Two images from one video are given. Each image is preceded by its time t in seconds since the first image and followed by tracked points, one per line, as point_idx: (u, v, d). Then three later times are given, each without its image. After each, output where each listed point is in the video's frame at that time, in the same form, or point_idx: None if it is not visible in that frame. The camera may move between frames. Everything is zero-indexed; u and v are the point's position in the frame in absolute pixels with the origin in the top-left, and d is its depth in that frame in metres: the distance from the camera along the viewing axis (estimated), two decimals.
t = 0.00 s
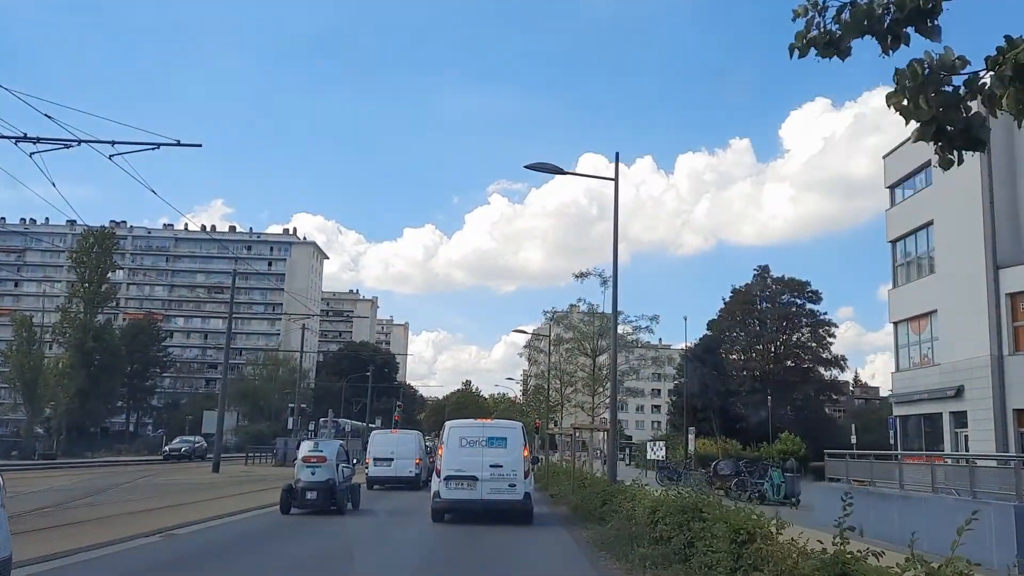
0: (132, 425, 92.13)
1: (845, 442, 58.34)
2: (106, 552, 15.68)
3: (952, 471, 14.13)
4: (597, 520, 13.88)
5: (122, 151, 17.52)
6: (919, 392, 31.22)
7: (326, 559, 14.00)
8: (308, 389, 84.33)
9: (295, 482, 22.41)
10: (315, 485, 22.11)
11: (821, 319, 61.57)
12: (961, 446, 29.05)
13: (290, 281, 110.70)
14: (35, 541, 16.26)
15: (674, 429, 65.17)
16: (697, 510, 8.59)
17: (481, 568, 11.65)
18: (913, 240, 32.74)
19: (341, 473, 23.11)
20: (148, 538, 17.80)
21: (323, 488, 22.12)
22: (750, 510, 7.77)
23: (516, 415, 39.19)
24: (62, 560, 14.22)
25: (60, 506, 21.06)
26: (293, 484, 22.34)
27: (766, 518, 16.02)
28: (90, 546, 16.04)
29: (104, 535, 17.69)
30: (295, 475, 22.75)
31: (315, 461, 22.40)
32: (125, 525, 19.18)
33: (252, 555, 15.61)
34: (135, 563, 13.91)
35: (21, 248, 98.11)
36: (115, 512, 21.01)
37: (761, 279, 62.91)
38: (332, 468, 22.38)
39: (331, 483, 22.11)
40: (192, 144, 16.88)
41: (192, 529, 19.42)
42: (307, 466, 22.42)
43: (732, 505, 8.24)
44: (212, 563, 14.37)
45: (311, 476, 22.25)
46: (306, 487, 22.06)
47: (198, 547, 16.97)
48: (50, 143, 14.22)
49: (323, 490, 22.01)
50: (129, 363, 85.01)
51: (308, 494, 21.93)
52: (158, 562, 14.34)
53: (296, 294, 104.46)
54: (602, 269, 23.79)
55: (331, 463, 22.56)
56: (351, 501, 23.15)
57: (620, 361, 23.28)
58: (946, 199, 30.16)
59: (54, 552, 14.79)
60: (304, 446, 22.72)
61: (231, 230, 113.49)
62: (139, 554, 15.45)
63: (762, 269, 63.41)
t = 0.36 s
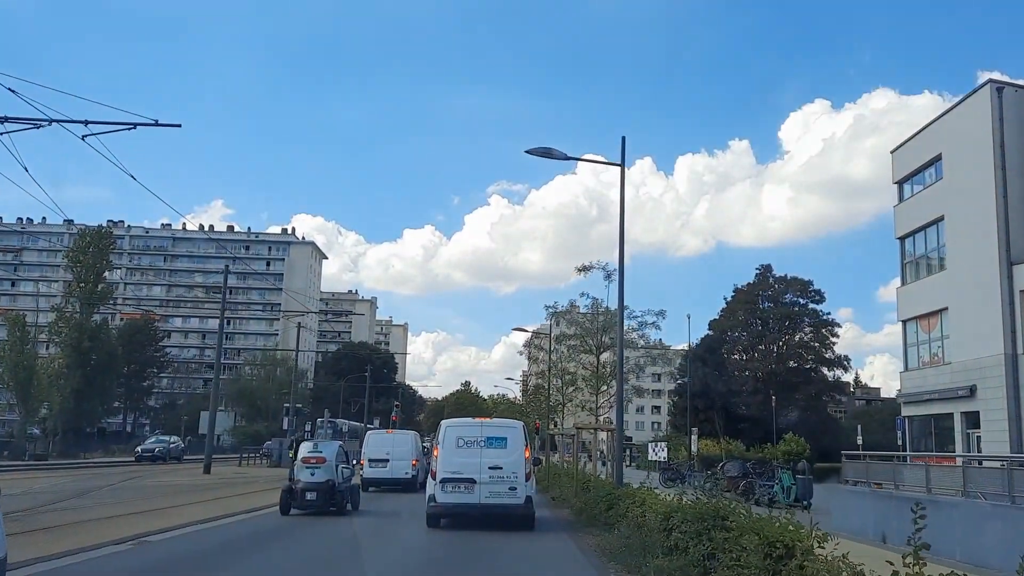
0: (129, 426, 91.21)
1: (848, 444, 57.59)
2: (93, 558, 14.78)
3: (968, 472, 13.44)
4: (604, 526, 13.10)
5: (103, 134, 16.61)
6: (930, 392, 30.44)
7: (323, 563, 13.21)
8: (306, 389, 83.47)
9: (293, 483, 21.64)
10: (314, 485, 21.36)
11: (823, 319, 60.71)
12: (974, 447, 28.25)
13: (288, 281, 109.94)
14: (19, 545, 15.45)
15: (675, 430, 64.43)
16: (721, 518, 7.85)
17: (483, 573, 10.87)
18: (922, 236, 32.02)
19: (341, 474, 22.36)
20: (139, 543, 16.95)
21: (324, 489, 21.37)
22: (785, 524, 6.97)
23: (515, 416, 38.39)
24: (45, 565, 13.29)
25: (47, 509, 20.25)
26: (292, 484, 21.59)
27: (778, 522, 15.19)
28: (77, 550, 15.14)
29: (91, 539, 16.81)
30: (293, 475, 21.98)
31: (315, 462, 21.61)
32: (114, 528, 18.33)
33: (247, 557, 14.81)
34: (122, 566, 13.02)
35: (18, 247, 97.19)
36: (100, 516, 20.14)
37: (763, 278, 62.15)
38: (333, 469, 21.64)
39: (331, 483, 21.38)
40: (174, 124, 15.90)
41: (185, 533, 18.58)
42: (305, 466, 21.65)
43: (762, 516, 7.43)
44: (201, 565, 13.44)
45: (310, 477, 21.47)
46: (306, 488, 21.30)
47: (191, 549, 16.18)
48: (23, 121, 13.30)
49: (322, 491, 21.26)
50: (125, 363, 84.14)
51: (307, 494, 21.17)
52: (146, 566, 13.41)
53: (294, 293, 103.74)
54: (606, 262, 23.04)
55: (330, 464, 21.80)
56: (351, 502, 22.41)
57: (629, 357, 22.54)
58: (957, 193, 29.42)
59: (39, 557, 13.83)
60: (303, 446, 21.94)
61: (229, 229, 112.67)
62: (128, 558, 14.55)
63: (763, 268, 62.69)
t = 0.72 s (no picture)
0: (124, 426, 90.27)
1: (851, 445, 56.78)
2: (80, 560, 14.00)
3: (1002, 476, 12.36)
4: (610, 532, 12.33)
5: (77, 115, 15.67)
6: (941, 392, 29.63)
7: (317, 568, 12.38)
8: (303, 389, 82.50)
9: (292, 484, 20.86)
10: (312, 486, 20.57)
11: (826, 318, 59.80)
12: (987, 449, 27.45)
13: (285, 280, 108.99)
14: None
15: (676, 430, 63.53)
16: (749, 528, 7.04)
17: None
18: (932, 233, 31.22)
19: (338, 475, 21.54)
20: (127, 545, 16.18)
21: (320, 491, 20.57)
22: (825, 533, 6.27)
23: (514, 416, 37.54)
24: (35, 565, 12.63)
25: (29, 513, 19.39)
26: (289, 485, 20.79)
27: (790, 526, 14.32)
28: (63, 552, 14.38)
29: (76, 541, 16.05)
30: (290, 476, 21.14)
31: (313, 462, 20.70)
32: (98, 532, 17.51)
33: (237, 560, 14.05)
34: (111, 569, 12.27)
35: (13, 246, 96.10)
36: (85, 518, 19.31)
37: (766, 276, 61.28)
38: (331, 469, 20.81)
39: (329, 484, 20.61)
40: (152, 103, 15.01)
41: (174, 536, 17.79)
42: (303, 466, 20.77)
43: (796, 524, 6.72)
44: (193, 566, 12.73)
45: (308, 477, 20.66)
46: (304, 489, 20.49)
47: (179, 553, 15.34)
48: None
49: (320, 492, 20.49)
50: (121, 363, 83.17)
51: (305, 495, 20.39)
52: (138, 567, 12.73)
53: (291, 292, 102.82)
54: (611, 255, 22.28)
55: (329, 464, 20.97)
56: (348, 504, 21.61)
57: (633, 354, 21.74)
58: (968, 187, 28.69)
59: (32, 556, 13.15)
60: (301, 445, 21.04)
61: (226, 228, 111.74)
62: (118, 559, 13.86)
63: (766, 267, 61.83)
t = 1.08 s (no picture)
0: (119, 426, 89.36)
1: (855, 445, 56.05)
2: (66, 564, 13.11)
3: None
4: (616, 537, 11.61)
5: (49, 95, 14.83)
6: (951, 391, 28.87)
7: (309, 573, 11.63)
8: (300, 389, 81.63)
9: (288, 485, 20.14)
10: (310, 487, 19.82)
11: (829, 317, 59.09)
12: (999, 449, 26.73)
13: (284, 279, 108.24)
14: None
15: (678, 430, 62.80)
16: (780, 539, 6.30)
17: None
18: (942, 229, 30.52)
19: (336, 475, 20.79)
20: (115, 548, 15.31)
21: (318, 491, 19.86)
22: (874, 547, 5.56)
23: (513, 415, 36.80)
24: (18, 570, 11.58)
25: (10, 516, 18.60)
26: (288, 486, 20.08)
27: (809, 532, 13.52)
28: (48, 556, 13.46)
29: (60, 545, 15.13)
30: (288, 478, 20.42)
31: (310, 463, 19.98)
32: (83, 535, 16.66)
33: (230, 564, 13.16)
34: (102, 574, 11.36)
35: (8, 244, 95.15)
36: (69, 521, 18.45)
37: (767, 275, 60.56)
38: (328, 470, 20.09)
39: (327, 485, 19.87)
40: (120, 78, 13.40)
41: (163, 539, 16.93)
42: (301, 467, 20.04)
43: (838, 535, 6.00)
44: (188, 573, 11.82)
45: (305, 478, 19.90)
46: (300, 490, 19.75)
47: (165, 557, 14.60)
48: None
49: (318, 493, 19.74)
50: (116, 363, 82.23)
51: (301, 496, 19.67)
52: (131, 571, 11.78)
53: (289, 291, 102.03)
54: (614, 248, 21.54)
55: (326, 464, 20.24)
56: (347, 504, 20.95)
57: (637, 351, 20.98)
58: (979, 181, 27.96)
59: (17, 560, 12.14)
60: (298, 446, 20.27)
61: (224, 226, 110.90)
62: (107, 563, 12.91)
63: (768, 265, 61.13)
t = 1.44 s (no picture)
0: (114, 427, 88.46)
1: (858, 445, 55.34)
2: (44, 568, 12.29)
3: None
4: (624, 545, 10.84)
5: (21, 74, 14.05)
6: (963, 390, 28.08)
7: None
8: (297, 389, 80.83)
9: (284, 486, 19.37)
10: (305, 488, 19.04)
11: (832, 315, 58.44)
12: (1012, 449, 25.95)
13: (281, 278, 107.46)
14: None
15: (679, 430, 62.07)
16: (825, 556, 5.53)
17: None
18: (952, 223, 29.71)
19: (334, 476, 20.01)
20: (103, 551, 14.49)
21: (315, 492, 19.06)
22: (941, 572, 4.79)
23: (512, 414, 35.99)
24: None
25: None
26: (284, 487, 19.30)
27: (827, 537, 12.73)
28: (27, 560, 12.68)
29: (41, 550, 14.29)
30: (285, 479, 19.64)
31: (306, 463, 19.21)
32: (63, 539, 15.81)
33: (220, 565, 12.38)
34: None
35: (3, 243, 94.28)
36: (48, 524, 17.58)
37: (769, 273, 59.87)
38: (327, 470, 19.33)
39: (323, 486, 19.06)
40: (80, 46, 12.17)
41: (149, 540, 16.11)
42: (296, 467, 19.28)
43: (897, 553, 5.22)
44: None
45: (301, 479, 19.13)
46: (297, 491, 18.98)
47: (149, 561, 13.81)
48: None
49: (314, 494, 18.94)
50: (111, 363, 81.36)
51: (298, 498, 18.90)
52: None
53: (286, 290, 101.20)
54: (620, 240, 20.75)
55: (324, 465, 19.47)
56: (344, 506, 20.19)
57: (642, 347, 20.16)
58: (991, 173, 27.14)
59: None
60: (294, 446, 19.49)
61: (221, 225, 110.08)
62: (96, 565, 12.07)
63: (769, 263, 60.45)
